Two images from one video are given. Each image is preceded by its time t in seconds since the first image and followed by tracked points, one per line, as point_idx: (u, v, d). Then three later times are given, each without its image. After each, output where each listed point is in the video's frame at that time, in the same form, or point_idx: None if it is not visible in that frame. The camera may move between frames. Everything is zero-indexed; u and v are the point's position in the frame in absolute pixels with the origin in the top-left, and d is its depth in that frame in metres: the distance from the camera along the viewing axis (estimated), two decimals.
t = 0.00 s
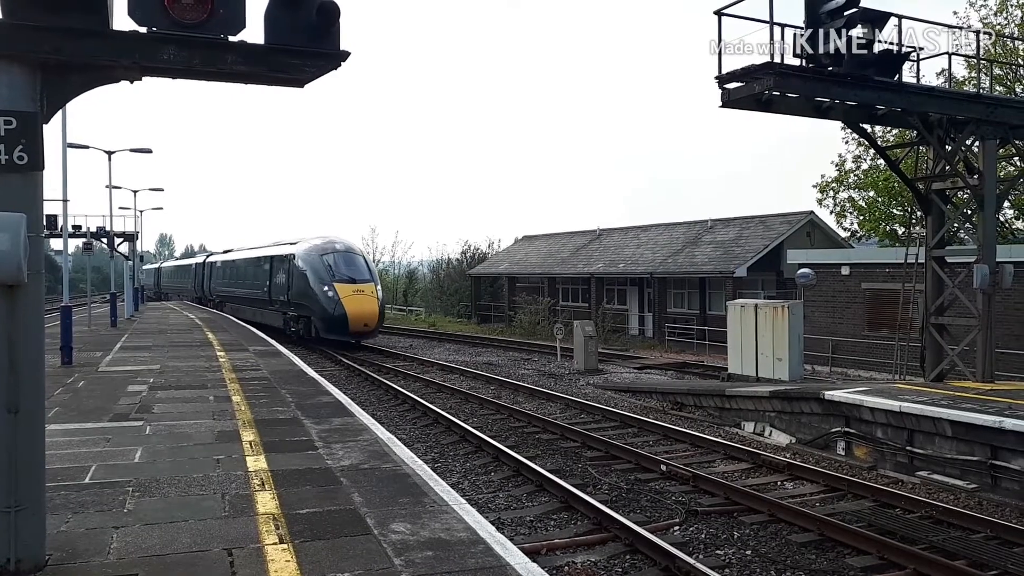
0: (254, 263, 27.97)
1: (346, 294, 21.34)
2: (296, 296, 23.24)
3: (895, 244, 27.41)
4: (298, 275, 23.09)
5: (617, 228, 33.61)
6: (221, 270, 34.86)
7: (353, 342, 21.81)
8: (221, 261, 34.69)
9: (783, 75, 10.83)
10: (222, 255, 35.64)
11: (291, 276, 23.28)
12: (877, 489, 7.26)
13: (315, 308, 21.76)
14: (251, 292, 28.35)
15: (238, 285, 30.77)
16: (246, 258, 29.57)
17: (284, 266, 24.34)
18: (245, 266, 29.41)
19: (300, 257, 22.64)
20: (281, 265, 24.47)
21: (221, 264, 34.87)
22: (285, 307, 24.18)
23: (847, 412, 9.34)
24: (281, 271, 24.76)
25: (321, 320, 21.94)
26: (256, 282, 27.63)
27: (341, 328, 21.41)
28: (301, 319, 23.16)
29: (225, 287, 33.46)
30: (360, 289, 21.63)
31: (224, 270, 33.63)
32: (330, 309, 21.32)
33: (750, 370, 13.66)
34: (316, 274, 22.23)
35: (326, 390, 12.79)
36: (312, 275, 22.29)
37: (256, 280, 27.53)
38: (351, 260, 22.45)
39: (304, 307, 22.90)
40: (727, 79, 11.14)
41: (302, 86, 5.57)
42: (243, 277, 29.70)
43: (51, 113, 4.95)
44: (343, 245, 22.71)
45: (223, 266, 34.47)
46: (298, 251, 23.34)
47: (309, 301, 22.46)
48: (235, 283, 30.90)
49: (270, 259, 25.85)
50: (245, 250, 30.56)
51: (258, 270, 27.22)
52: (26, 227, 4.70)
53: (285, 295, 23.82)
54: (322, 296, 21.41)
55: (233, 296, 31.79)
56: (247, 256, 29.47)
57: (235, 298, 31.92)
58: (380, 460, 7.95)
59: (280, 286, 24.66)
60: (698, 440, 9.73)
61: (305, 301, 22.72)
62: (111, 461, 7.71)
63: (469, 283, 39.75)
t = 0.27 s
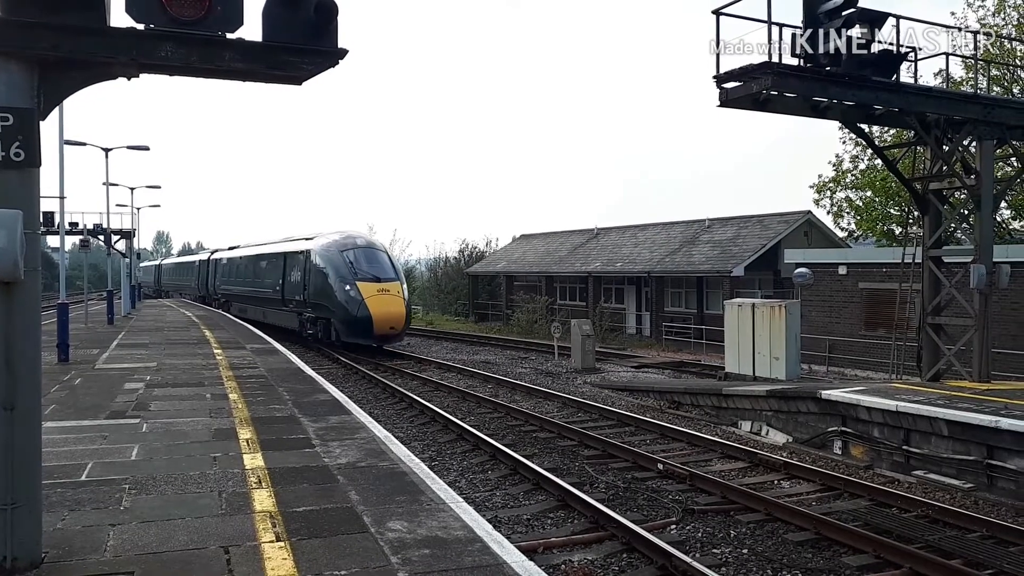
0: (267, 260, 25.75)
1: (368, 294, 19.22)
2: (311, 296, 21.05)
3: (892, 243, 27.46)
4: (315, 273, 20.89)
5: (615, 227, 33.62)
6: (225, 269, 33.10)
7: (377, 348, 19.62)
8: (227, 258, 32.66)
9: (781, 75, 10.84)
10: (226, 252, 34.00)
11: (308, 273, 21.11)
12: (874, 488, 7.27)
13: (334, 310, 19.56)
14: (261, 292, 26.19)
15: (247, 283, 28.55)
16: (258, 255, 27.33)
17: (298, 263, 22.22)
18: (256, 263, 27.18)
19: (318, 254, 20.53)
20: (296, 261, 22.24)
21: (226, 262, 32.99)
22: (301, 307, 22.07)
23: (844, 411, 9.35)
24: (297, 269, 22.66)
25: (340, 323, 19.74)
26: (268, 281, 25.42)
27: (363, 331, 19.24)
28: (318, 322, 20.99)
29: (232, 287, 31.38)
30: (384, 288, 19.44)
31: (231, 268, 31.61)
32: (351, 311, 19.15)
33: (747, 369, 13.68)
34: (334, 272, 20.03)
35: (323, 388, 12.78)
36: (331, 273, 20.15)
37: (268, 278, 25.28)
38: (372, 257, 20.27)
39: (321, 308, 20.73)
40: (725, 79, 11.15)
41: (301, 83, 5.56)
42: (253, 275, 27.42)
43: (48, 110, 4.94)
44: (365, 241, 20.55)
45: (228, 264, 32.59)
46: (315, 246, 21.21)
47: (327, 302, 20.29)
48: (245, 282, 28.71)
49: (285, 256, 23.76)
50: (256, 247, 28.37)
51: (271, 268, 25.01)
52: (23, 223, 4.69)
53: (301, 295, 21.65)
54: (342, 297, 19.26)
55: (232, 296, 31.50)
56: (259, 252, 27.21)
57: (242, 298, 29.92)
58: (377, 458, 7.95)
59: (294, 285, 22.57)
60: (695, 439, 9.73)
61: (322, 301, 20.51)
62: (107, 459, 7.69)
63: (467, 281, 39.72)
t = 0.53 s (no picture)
0: (279, 261, 23.68)
1: (397, 299, 17.70)
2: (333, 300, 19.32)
3: (887, 246, 27.53)
4: (338, 276, 19.15)
5: (611, 229, 33.65)
6: (230, 271, 31.18)
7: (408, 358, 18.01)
8: (232, 259, 30.71)
9: (777, 77, 10.86)
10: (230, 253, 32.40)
11: (329, 276, 19.24)
12: (869, 490, 7.28)
13: (361, 317, 17.87)
14: (273, 295, 24.21)
15: (257, 287, 26.54)
16: (268, 256, 25.31)
17: (316, 264, 20.30)
18: (266, 264, 25.19)
19: (341, 255, 18.79)
20: (313, 262, 20.31)
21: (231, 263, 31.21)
22: (318, 313, 20.11)
23: (839, 413, 9.37)
24: (314, 271, 20.76)
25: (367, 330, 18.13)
26: (280, 283, 23.45)
27: (394, 340, 17.66)
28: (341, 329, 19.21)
29: (238, 290, 29.43)
30: (413, 292, 17.92)
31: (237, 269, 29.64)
32: (379, 317, 17.56)
33: (742, 371, 13.69)
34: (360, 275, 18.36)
35: (318, 390, 12.76)
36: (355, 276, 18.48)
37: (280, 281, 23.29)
38: (398, 257, 18.71)
39: (344, 314, 19.00)
40: (720, 81, 11.17)
41: (296, 85, 5.56)
42: (263, 276, 25.36)
43: (44, 111, 4.93)
44: (390, 240, 18.93)
45: (234, 265, 30.57)
46: (336, 247, 19.41)
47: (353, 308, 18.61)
48: (254, 286, 26.64)
49: (300, 256, 21.84)
50: (266, 247, 26.35)
51: (284, 269, 23.04)
52: (17, 224, 4.69)
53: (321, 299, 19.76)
54: (370, 302, 17.67)
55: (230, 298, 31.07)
56: (269, 252, 25.21)
57: (251, 302, 27.95)
58: (372, 460, 7.94)
59: (312, 288, 20.70)
60: (691, 441, 9.74)
61: (346, 307, 18.81)
62: (101, 461, 7.67)
63: (463, 283, 39.72)
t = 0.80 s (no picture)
0: (291, 257, 22.13)
1: (431, 298, 16.54)
2: (358, 300, 18.01)
3: (880, 243, 27.63)
4: (363, 274, 17.86)
5: (605, 225, 33.68)
6: (233, 266, 29.34)
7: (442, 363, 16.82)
8: (235, 255, 28.96)
9: (771, 74, 10.87)
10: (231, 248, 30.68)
11: (353, 274, 18.04)
12: (861, 485, 7.32)
13: (393, 319, 16.72)
14: (284, 293, 22.58)
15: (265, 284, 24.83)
16: (278, 251, 23.72)
17: (337, 260, 19.00)
18: (276, 259, 23.57)
19: (366, 253, 17.64)
20: (334, 259, 18.99)
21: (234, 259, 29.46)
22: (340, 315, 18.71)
23: (831, 409, 9.41)
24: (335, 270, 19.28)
25: (398, 332, 16.91)
26: (292, 280, 21.91)
27: (428, 345, 16.52)
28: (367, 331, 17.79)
29: (241, 289, 27.66)
30: (448, 291, 16.77)
31: (240, 266, 27.96)
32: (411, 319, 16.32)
33: (735, 367, 13.74)
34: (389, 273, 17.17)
35: (312, 386, 12.75)
36: (383, 274, 17.30)
37: (293, 278, 21.70)
38: (428, 253, 17.67)
39: (371, 315, 17.74)
40: (714, 78, 11.18)
41: (289, 81, 5.54)
42: (274, 274, 23.71)
43: (35, 107, 4.90)
44: (420, 235, 17.84)
45: (237, 261, 28.75)
46: (361, 242, 18.17)
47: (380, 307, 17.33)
48: (261, 283, 24.89)
49: (315, 252, 20.47)
50: (275, 242, 24.67)
51: (298, 265, 21.48)
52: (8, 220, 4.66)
53: (343, 298, 18.55)
54: (400, 302, 16.53)
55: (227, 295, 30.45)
56: (281, 247, 23.62)
57: (257, 300, 26.17)
58: (366, 456, 7.94)
59: (330, 286, 19.44)
60: (684, 437, 9.76)
61: (373, 306, 17.46)
62: (94, 457, 7.65)
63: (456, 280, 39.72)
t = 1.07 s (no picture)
0: (307, 247, 19.88)
1: (476, 297, 13.97)
2: (389, 298, 14.96)
3: (874, 236, 27.69)
4: (395, 266, 14.78)
5: (600, 219, 33.66)
6: (239, 259, 27.35)
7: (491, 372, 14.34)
8: (241, 248, 27.04)
9: (766, 67, 10.87)
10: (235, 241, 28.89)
11: (380, 270, 15.39)
12: (855, 478, 7.35)
13: (432, 320, 14.05)
14: (299, 288, 20.29)
15: (275, 278, 22.88)
16: (291, 241, 21.56)
17: (361, 253, 16.38)
18: (289, 250, 21.41)
19: (396, 244, 15.01)
20: (357, 252, 16.39)
21: (238, 252, 27.62)
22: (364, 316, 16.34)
23: (825, 402, 9.44)
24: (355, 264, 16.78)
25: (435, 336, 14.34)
26: (308, 274, 19.63)
27: (474, 350, 13.95)
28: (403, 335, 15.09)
29: (249, 284, 25.67)
30: (495, 288, 14.29)
31: (247, 259, 25.92)
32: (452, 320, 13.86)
33: (730, 361, 13.77)
34: (427, 266, 14.21)
35: (307, 380, 12.74)
36: (417, 267, 14.36)
37: (310, 271, 19.40)
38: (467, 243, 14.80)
39: (403, 316, 14.84)
40: (709, 71, 11.17)
41: (283, 74, 5.52)
42: (287, 267, 21.44)
43: (28, 99, 4.87)
44: (458, 223, 15.11)
45: (244, 253, 26.68)
46: (388, 231, 15.39)
47: (415, 307, 14.39)
48: (273, 277, 22.81)
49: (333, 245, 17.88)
50: (288, 232, 22.64)
51: (315, 256, 19.16)
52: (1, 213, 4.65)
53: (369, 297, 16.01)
54: (440, 300, 13.96)
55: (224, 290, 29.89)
56: (294, 236, 21.41)
57: (266, 295, 24.25)
58: (361, 450, 7.93)
59: (351, 283, 16.93)
60: (679, 430, 9.78)
61: (409, 304, 14.46)
62: (88, 452, 7.64)
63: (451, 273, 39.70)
